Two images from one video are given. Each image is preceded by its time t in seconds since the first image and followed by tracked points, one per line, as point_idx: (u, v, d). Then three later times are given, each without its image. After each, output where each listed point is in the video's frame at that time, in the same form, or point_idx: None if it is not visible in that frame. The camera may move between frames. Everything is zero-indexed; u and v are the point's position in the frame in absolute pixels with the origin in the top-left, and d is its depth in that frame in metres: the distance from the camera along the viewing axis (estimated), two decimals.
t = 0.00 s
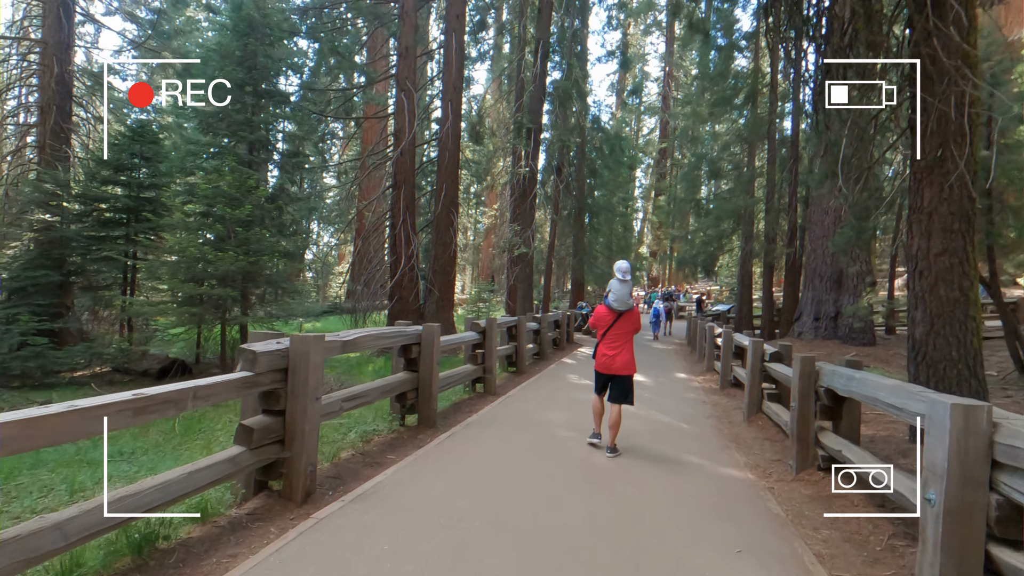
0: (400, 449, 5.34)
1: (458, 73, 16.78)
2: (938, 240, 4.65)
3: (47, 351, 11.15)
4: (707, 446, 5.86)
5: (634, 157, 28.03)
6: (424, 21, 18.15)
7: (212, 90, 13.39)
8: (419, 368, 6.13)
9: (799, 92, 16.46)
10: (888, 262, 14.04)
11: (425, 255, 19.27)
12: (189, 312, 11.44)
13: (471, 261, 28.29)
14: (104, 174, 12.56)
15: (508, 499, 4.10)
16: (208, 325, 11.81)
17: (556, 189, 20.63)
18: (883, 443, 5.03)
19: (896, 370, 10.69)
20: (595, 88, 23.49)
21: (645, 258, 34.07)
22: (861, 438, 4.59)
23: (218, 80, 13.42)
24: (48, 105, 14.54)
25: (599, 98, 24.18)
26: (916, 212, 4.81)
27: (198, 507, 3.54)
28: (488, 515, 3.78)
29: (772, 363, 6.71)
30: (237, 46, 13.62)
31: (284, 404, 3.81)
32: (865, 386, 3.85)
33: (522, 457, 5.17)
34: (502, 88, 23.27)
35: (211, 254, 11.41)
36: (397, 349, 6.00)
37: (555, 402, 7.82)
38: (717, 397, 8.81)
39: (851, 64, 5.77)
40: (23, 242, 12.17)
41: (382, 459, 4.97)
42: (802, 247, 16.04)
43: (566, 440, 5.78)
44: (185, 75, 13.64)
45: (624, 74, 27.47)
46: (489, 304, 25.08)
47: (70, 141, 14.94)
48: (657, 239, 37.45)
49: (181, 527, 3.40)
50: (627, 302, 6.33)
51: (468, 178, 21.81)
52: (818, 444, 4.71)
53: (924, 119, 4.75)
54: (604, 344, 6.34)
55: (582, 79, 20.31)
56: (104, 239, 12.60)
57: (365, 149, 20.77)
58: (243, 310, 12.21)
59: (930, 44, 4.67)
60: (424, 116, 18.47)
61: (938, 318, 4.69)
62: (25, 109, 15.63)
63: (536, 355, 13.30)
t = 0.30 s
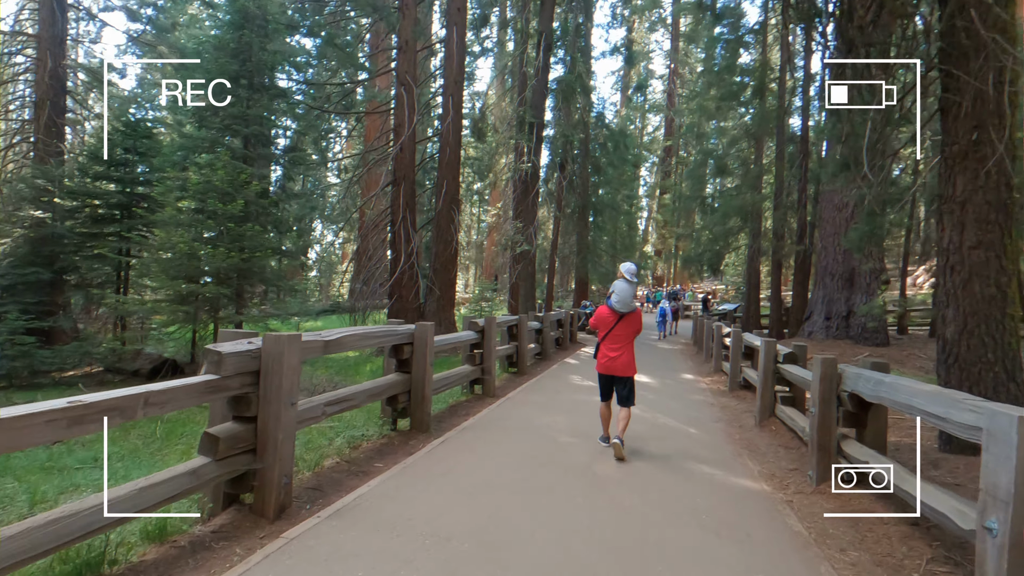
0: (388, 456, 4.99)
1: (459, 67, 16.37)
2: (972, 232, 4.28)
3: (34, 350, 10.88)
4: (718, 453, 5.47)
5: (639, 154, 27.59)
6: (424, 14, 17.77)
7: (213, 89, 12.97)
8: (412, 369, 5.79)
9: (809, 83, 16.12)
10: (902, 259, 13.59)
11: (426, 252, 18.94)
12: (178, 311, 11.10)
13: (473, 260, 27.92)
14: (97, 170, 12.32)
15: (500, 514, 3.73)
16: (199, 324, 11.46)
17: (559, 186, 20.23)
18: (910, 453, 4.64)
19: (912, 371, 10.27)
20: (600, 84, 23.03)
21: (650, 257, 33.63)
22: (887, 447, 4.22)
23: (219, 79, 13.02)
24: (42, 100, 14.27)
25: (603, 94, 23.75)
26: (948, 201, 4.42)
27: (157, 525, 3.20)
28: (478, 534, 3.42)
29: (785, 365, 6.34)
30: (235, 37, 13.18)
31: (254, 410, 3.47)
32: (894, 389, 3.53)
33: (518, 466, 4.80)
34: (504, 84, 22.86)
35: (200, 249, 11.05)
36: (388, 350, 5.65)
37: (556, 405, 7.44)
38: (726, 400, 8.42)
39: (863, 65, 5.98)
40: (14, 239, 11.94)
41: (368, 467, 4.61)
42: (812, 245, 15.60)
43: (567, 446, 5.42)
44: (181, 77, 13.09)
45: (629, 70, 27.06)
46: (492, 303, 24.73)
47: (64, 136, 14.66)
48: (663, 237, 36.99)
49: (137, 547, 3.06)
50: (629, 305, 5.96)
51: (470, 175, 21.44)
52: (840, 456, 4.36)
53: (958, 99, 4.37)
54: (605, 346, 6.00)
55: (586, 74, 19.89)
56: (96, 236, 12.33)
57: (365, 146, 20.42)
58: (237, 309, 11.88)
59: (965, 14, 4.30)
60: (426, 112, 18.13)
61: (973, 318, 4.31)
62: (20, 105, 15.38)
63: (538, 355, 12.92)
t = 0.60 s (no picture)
0: (371, 470, 4.63)
1: (460, 62, 15.96)
2: (1010, 229, 4.11)
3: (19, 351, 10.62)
4: (726, 468, 5.08)
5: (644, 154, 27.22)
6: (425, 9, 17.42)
7: (213, 90, 12.52)
8: (399, 376, 5.43)
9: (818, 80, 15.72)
10: (914, 260, 13.19)
11: (426, 252, 18.60)
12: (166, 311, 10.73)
13: (475, 260, 27.58)
14: (87, 167, 12.04)
15: (486, 543, 3.35)
16: (188, 324, 11.10)
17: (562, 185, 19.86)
18: (938, 473, 4.26)
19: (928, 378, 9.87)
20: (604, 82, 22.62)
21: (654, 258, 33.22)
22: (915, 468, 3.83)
23: (220, 79, 12.59)
24: (35, 95, 14.00)
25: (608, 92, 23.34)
26: (982, 194, 4.26)
27: (97, 557, 2.86)
28: (459, 568, 3.05)
29: (799, 372, 5.96)
30: (230, 31, 12.78)
31: (211, 425, 3.11)
32: (929, 406, 3.15)
33: (511, 483, 4.43)
34: (507, 81, 22.49)
35: (186, 246, 10.63)
36: (375, 354, 5.29)
37: (553, 412, 7.06)
38: (733, 407, 8.03)
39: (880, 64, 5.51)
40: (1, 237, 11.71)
41: (346, 484, 4.24)
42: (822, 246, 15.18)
43: (564, 460, 5.04)
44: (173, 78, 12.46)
45: (633, 69, 26.70)
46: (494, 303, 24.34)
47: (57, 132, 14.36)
48: (667, 238, 36.59)
49: None
50: (633, 303, 5.70)
51: (472, 173, 21.09)
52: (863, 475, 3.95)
53: (996, 83, 4.21)
54: (608, 345, 5.67)
55: (590, 72, 19.53)
56: (85, 234, 12.04)
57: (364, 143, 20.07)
58: (229, 309, 11.54)
59: None
60: (426, 109, 17.81)
61: (1009, 324, 4.14)
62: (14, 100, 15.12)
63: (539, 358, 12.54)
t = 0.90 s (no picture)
0: (348, 481, 4.24)
1: (458, 54, 15.52)
2: None
3: None
4: (735, 479, 4.69)
5: (646, 151, 26.78)
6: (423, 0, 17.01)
7: (213, 90, 12.18)
8: (383, 378, 5.05)
9: (826, 74, 15.30)
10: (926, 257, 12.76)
11: (424, 249, 18.21)
12: (148, 309, 10.32)
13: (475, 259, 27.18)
14: (73, 160, 11.62)
15: (467, 568, 2.97)
16: (173, 322, 10.70)
17: (563, 181, 19.43)
18: (971, 487, 3.85)
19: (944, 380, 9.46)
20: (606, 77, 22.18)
21: (657, 257, 32.77)
22: (949, 483, 3.43)
23: (222, 80, 12.30)
24: (22, 87, 13.68)
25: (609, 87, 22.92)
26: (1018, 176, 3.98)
27: None
28: None
29: (812, 375, 5.56)
30: (221, 19, 12.38)
31: (152, 435, 2.73)
32: (972, 416, 2.73)
33: (500, 496, 4.04)
34: (507, 76, 22.07)
35: (168, 241, 10.13)
36: (358, 355, 4.91)
37: (550, 416, 6.68)
38: (740, 411, 7.62)
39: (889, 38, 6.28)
40: None
41: (317, 498, 3.86)
42: (830, 244, 14.71)
43: (559, 470, 4.64)
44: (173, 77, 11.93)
45: (636, 64, 26.24)
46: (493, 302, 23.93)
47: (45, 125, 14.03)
48: (669, 237, 36.15)
49: None
50: (638, 302, 5.32)
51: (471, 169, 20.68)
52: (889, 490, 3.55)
53: None
54: (614, 347, 5.32)
55: (591, 66, 19.09)
56: (71, 228, 11.70)
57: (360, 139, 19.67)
58: (217, 307, 11.15)
59: None
60: (425, 103, 17.42)
61: None
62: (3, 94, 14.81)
63: (537, 357, 12.15)
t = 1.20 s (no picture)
0: (318, 499, 3.88)
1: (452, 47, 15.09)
2: None
3: None
4: (739, 493, 4.34)
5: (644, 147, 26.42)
6: None
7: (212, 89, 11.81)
8: (361, 383, 4.69)
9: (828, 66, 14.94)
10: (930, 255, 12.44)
11: (418, 248, 17.85)
12: (129, 309, 9.89)
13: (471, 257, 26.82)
14: (52, 154, 11.24)
15: None
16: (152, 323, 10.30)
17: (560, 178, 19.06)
18: (1001, 506, 3.51)
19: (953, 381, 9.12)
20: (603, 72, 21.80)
21: (655, 255, 32.44)
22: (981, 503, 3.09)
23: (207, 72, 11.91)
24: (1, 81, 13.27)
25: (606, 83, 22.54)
26: None
27: None
28: None
29: (821, 379, 5.21)
30: (204, 8, 11.95)
31: (72, 458, 2.36)
32: (1016, 435, 2.38)
33: (481, 515, 3.68)
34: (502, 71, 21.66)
35: (145, 238, 9.74)
36: (333, 358, 4.55)
37: (542, 422, 6.32)
38: (742, 415, 7.28)
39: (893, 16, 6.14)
40: None
41: (281, 519, 3.50)
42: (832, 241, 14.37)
43: (549, 484, 4.29)
44: (170, 76, 11.61)
45: (635, 60, 25.85)
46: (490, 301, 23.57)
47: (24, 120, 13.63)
48: (667, 235, 35.82)
49: None
50: (635, 299, 4.96)
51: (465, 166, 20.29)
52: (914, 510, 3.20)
53: None
54: (610, 346, 4.99)
55: (588, 60, 18.70)
56: (49, 226, 11.31)
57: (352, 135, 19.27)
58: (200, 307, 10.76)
59: None
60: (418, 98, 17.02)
61: None
62: None
63: (532, 358, 11.81)
